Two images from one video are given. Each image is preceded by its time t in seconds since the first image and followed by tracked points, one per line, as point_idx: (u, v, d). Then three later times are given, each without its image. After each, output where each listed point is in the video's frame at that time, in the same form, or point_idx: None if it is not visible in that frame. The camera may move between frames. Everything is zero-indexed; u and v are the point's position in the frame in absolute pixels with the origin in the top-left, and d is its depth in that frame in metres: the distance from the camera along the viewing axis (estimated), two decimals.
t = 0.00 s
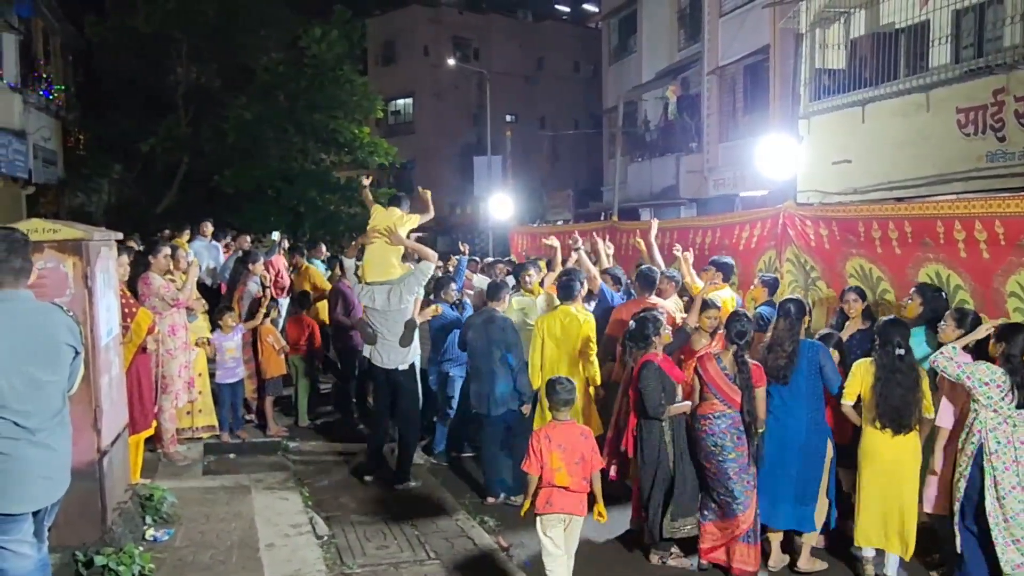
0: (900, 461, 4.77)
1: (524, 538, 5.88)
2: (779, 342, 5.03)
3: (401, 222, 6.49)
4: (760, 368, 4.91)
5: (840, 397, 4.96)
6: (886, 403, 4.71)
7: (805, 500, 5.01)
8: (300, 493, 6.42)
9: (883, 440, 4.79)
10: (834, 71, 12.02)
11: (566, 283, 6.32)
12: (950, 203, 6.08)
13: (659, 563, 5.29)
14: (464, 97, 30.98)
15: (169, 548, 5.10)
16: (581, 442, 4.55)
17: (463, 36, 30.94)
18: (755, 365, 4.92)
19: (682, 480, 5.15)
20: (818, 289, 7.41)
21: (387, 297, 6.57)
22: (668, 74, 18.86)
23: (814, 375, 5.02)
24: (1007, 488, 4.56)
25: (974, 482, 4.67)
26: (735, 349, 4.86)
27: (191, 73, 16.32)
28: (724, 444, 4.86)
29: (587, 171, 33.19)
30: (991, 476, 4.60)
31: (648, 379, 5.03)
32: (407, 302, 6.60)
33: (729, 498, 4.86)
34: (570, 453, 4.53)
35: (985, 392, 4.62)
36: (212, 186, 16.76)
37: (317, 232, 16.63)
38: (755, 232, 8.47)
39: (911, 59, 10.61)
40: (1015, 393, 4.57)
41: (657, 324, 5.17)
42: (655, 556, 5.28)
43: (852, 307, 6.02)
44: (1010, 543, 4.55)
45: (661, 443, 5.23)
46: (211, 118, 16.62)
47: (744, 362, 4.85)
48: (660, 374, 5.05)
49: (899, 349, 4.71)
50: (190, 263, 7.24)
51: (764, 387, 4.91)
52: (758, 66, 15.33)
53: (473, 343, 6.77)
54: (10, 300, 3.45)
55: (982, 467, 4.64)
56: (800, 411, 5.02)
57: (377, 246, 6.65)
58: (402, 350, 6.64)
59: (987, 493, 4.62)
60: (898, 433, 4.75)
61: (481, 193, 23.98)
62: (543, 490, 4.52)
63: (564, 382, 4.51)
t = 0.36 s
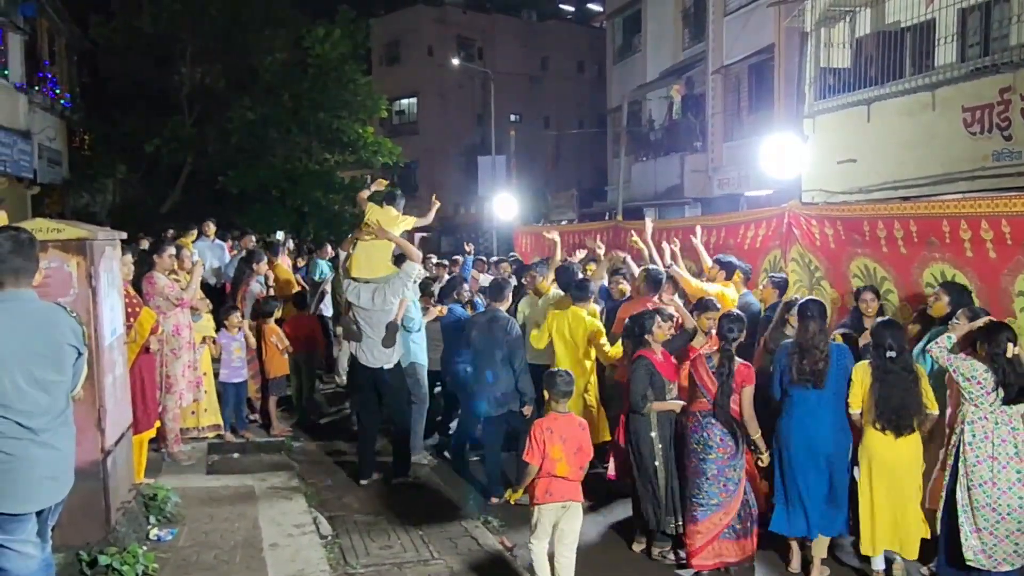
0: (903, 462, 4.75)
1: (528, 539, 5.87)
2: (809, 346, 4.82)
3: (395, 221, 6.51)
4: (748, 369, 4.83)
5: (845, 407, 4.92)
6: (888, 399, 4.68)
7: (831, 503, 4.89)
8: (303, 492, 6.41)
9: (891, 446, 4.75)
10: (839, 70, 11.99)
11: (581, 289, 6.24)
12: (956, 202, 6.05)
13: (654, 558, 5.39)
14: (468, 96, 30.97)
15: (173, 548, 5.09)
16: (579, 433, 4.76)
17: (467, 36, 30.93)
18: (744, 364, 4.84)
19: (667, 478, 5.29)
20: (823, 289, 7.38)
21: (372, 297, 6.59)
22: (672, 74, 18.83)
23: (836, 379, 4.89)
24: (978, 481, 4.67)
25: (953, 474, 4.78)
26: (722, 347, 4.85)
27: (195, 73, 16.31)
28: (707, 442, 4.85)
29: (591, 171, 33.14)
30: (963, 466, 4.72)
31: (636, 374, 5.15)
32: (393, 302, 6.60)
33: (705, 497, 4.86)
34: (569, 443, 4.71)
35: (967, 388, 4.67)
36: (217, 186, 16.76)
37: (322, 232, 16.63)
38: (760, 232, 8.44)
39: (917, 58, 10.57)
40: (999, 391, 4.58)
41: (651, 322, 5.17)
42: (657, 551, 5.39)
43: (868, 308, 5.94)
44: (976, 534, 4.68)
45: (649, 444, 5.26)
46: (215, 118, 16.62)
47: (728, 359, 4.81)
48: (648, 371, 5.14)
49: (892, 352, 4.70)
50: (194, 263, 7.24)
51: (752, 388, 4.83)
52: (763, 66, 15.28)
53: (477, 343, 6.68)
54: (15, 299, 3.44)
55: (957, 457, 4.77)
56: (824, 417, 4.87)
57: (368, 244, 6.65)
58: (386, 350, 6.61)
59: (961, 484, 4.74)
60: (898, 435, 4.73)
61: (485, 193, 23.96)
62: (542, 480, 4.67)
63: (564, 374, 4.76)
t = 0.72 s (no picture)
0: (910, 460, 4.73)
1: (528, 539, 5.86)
2: (824, 350, 4.75)
3: (386, 224, 6.54)
4: (749, 373, 4.72)
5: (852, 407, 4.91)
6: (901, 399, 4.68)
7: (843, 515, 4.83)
8: (302, 493, 6.40)
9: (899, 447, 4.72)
10: (839, 69, 11.98)
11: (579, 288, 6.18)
12: (957, 202, 6.03)
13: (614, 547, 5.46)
14: (469, 96, 30.96)
15: (172, 548, 5.09)
16: (567, 429, 4.84)
17: (468, 36, 30.92)
18: (744, 369, 4.76)
19: (653, 479, 5.44)
20: (823, 289, 7.37)
21: (363, 299, 6.59)
22: (673, 74, 18.82)
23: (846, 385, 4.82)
24: (968, 469, 4.66)
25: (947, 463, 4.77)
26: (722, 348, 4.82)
27: (196, 73, 16.28)
28: (707, 450, 4.79)
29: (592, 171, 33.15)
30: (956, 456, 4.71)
31: (625, 372, 5.25)
32: (383, 307, 6.59)
33: (707, 503, 4.82)
34: (559, 439, 4.79)
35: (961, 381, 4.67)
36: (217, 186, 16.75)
37: (322, 232, 16.61)
38: (761, 232, 8.43)
39: (918, 57, 10.55)
40: (990, 385, 4.61)
41: (642, 320, 5.29)
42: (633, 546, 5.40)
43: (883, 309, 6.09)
44: (959, 523, 4.64)
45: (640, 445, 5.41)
46: (215, 118, 16.61)
47: (727, 362, 4.73)
48: (637, 369, 5.25)
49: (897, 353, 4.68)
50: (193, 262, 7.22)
51: (754, 394, 4.72)
52: (764, 66, 15.26)
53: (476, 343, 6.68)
54: (14, 298, 3.43)
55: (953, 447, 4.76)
56: (836, 423, 4.81)
57: (356, 248, 6.59)
58: (374, 353, 6.56)
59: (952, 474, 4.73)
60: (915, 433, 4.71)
61: (485, 193, 23.96)
62: (532, 476, 4.75)
63: (552, 373, 4.84)
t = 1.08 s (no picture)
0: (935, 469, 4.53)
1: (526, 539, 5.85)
2: (814, 349, 4.71)
3: (375, 224, 6.47)
4: (751, 376, 4.75)
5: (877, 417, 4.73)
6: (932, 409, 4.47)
7: (841, 520, 4.79)
8: (299, 493, 6.40)
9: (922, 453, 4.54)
10: (836, 69, 11.99)
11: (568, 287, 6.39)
12: (954, 201, 6.03)
13: (614, 555, 5.45)
14: (467, 96, 30.94)
15: (168, 548, 5.08)
16: (540, 418, 5.07)
17: (466, 35, 30.89)
18: (746, 372, 4.77)
19: (650, 478, 5.44)
20: (819, 288, 7.37)
21: (357, 299, 6.56)
22: (670, 73, 18.82)
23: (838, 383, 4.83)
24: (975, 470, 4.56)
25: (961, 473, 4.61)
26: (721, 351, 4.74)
27: (193, 72, 16.26)
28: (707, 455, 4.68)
29: (590, 170, 33.18)
30: (965, 457, 4.59)
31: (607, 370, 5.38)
32: (375, 307, 6.55)
33: (710, 515, 4.66)
34: (531, 428, 5.02)
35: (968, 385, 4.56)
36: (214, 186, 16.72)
37: (319, 230, 16.69)
38: (758, 231, 8.43)
39: (915, 56, 10.55)
40: (993, 385, 4.51)
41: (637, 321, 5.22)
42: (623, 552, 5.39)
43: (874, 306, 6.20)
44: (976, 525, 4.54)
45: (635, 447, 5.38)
46: (212, 117, 16.59)
47: (731, 364, 4.65)
48: (619, 369, 5.37)
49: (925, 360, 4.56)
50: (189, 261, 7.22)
51: (756, 396, 4.73)
52: (761, 65, 15.24)
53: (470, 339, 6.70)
54: (9, 298, 3.42)
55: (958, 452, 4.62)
56: (831, 423, 4.83)
57: (350, 248, 6.57)
58: (368, 354, 6.50)
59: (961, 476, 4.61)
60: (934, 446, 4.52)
61: (483, 192, 23.97)
62: (507, 462, 5.00)
63: (526, 365, 5.04)
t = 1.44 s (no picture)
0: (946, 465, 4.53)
1: (522, 538, 5.85)
2: (811, 354, 4.70)
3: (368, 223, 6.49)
4: (721, 375, 4.63)
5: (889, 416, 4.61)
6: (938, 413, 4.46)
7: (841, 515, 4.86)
8: (295, 492, 6.39)
9: (928, 452, 4.54)
10: (833, 68, 11.99)
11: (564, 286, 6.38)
12: (950, 200, 6.03)
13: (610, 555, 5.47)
14: (464, 95, 30.91)
15: (163, 547, 5.07)
16: (523, 411, 5.08)
17: (463, 34, 30.84)
18: (718, 372, 4.65)
19: (646, 476, 5.45)
20: (814, 287, 7.37)
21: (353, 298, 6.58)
22: (668, 72, 18.82)
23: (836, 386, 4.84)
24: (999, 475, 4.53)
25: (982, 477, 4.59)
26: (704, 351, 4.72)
27: (190, 71, 16.22)
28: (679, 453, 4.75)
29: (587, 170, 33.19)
30: (995, 468, 4.54)
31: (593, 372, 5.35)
32: (369, 303, 6.54)
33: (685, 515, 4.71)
34: (514, 421, 5.03)
35: (993, 387, 4.46)
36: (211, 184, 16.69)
37: (316, 229, 16.68)
38: (754, 230, 8.44)
39: (912, 56, 10.56)
40: None
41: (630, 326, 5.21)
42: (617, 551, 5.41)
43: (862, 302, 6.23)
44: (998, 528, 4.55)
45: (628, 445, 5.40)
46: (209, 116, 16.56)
47: (707, 363, 4.66)
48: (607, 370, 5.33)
49: (930, 360, 4.52)
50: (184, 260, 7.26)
51: (729, 397, 4.58)
52: (758, 64, 15.25)
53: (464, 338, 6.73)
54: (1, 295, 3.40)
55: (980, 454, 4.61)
56: (831, 425, 4.81)
57: (346, 252, 6.55)
58: (363, 351, 6.51)
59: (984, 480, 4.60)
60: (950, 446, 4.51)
61: (480, 191, 23.98)
62: (491, 453, 5.03)
63: (511, 361, 5.01)
